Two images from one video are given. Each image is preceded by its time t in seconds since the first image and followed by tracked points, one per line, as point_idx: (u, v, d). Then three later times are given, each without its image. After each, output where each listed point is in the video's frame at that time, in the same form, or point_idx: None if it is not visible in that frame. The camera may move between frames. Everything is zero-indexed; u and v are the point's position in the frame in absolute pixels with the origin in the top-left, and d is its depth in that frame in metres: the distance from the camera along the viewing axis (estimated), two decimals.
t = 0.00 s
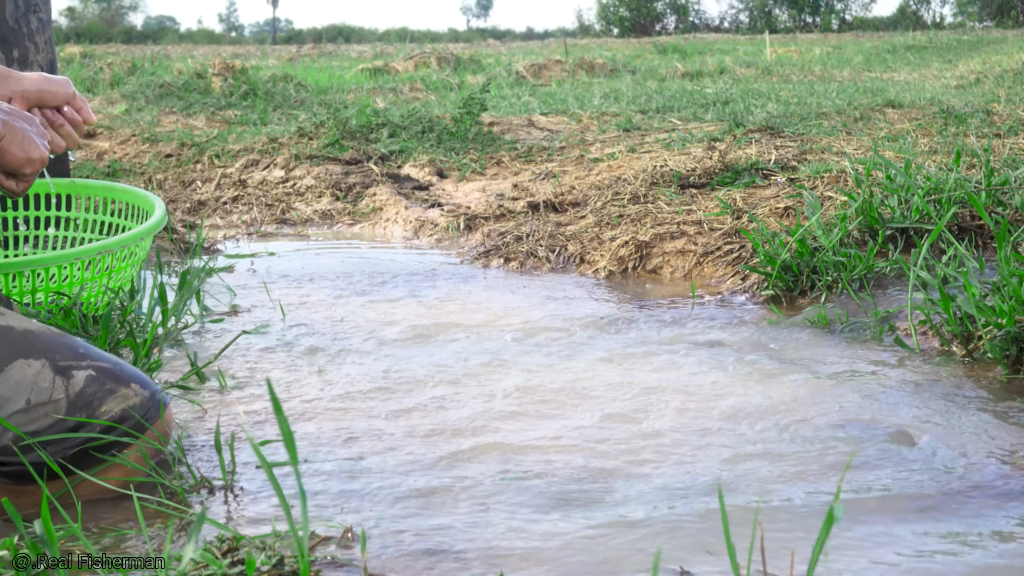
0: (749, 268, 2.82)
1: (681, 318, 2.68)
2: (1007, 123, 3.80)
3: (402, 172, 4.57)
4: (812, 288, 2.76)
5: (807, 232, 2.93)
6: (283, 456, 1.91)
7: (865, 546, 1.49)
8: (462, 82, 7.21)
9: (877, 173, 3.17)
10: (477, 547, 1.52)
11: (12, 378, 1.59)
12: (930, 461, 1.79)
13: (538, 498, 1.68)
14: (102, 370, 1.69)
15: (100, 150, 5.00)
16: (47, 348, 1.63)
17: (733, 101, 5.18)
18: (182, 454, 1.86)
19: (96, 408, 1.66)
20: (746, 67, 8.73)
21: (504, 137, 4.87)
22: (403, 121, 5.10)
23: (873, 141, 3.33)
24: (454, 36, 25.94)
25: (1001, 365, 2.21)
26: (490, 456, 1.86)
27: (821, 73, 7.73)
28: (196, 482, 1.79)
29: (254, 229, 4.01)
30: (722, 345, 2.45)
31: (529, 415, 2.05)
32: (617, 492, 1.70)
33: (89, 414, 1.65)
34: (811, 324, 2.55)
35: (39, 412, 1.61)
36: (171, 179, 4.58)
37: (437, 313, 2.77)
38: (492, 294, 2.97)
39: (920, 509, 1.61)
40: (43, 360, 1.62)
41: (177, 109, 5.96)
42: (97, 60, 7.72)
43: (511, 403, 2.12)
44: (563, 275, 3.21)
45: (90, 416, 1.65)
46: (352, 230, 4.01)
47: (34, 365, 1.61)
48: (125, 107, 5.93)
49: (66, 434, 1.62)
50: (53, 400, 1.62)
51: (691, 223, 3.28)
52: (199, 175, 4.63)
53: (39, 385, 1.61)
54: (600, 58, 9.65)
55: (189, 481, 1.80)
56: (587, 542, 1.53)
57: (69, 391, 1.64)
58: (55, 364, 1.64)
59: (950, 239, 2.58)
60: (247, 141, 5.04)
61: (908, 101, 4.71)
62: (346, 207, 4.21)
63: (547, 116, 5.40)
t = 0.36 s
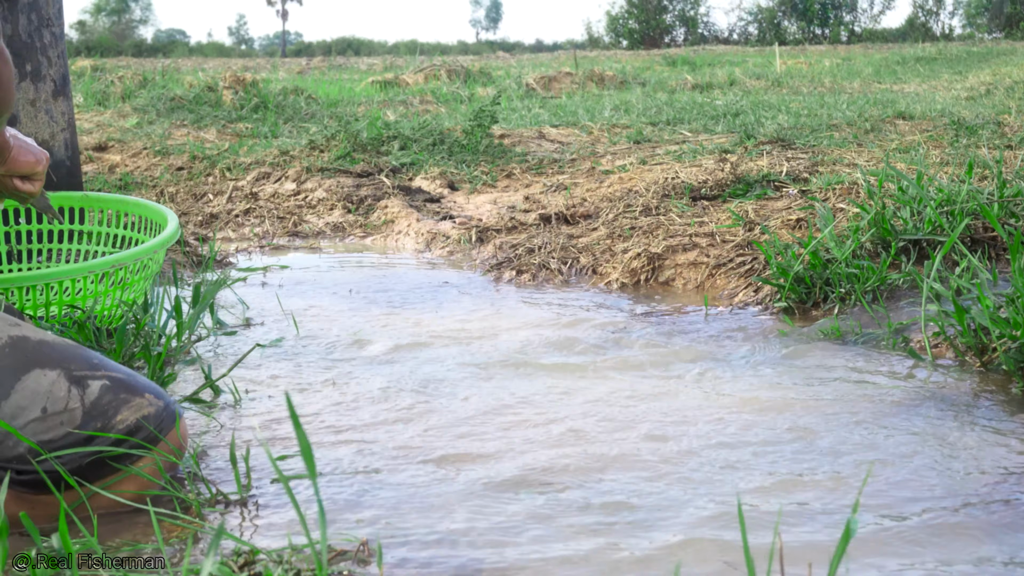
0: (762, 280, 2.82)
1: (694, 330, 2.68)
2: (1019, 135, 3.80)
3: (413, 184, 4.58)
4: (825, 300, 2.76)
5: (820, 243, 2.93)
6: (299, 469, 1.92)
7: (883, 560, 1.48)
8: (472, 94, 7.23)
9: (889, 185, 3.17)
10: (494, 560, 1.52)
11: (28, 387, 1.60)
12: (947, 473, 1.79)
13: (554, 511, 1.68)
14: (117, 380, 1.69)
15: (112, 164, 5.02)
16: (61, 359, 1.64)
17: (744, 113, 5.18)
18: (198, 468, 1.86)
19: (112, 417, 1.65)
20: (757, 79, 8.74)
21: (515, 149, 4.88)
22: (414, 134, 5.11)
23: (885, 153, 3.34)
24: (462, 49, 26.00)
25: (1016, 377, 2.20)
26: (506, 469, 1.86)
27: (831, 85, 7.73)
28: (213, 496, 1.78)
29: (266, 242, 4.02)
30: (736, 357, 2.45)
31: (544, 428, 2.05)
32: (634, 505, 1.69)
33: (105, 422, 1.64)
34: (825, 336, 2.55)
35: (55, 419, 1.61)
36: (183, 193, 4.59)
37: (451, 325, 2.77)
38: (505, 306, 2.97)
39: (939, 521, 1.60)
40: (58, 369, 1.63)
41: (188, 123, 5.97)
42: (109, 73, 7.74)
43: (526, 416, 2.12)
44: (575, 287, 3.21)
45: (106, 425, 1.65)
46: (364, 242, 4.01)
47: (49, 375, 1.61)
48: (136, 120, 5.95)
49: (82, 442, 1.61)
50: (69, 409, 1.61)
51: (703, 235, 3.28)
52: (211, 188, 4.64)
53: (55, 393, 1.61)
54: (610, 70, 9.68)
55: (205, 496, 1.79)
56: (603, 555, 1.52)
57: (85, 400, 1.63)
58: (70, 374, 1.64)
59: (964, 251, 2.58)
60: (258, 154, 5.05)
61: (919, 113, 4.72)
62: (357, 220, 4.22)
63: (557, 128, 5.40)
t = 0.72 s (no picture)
0: (771, 287, 2.82)
1: (704, 337, 2.68)
2: None
3: (422, 191, 4.59)
4: (834, 306, 2.77)
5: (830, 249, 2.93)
6: (310, 475, 1.92)
7: (894, 567, 1.47)
8: (481, 101, 7.24)
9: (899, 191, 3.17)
10: (504, 568, 1.51)
11: (38, 394, 1.60)
12: (959, 481, 1.78)
13: (564, 519, 1.67)
14: (127, 386, 1.69)
15: (121, 170, 5.03)
16: (71, 366, 1.64)
17: (752, 119, 5.19)
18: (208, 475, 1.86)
19: (123, 423, 1.66)
20: (765, 84, 8.75)
21: (524, 155, 4.89)
22: (423, 141, 5.12)
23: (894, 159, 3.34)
24: (470, 55, 26.05)
25: None
26: (515, 476, 1.85)
27: (839, 91, 7.73)
28: (224, 502, 1.78)
29: (275, 248, 4.03)
30: (746, 363, 2.45)
31: (555, 436, 2.05)
32: (644, 512, 1.68)
33: (115, 428, 1.65)
34: (835, 342, 2.55)
35: (65, 426, 1.61)
36: (193, 199, 4.60)
37: (461, 332, 2.78)
38: (514, 312, 2.98)
39: (951, 530, 1.59)
40: (69, 376, 1.63)
41: (197, 129, 5.99)
42: (118, 80, 7.76)
43: (536, 422, 2.12)
44: (585, 293, 3.22)
45: (117, 431, 1.65)
46: (373, 249, 4.02)
47: (60, 382, 1.62)
48: (145, 127, 5.96)
49: (93, 448, 1.61)
50: (79, 415, 1.62)
51: (713, 241, 3.28)
52: (220, 195, 4.66)
53: (66, 399, 1.61)
54: (617, 77, 9.70)
55: (216, 501, 1.79)
56: (614, 564, 1.51)
57: (95, 406, 1.64)
58: (80, 381, 1.64)
59: (973, 257, 2.58)
60: (267, 160, 5.07)
61: (928, 119, 4.72)
62: (366, 226, 4.23)
63: (566, 135, 5.41)
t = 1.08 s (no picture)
0: (784, 288, 2.82)
1: (717, 339, 2.67)
2: None
3: (433, 191, 4.59)
4: (847, 307, 2.76)
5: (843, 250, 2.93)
6: (324, 473, 1.92)
7: (912, 563, 1.46)
8: (491, 101, 7.25)
9: (911, 192, 3.17)
10: (519, 568, 1.50)
11: (55, 391, 1.58)
12: (976, 481, 1.76)
13: (579, 519, 1.66)
14: (141, 384, 1.68)
15: (132, 171, 5.04)
16: (88, 363, 1.62)
17: (763, 120, 5.18)
18: (222, 473, 1.85)
19: (138, 420, 1.65)
20: (775, 86, 8.75)
21: (535, 156, 4.89)
22: (434, 141, 5.12)
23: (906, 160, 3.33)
24: (478, 56, 26.09)
25: None
26: (530, 477, 1.85)
27: (850, 91, 7.73)
28: (238, 502, 1.77)
29: (287, 249, 4.03)
30: (759, 365, 2.45)
31: (569, 437, 2.04)
32: (659, 513, 1.67)
33: (131, 426, 1.64)
34: (848, 344, 2.54)
35: (82, 423, 1.60)
36: (204, 200, 4.60)
37: (474, 332, 2.77)
38: (526, 313, 2.98)
39: (969, 527, 1.58)
40: (85, 373, 1.61)
41: (208, 130, 6.00)
42: (128, 81, 7.78)
43: (549, 423, 2.12)
44: (597, 294, 3.22)
45: (132, 428, 1.65)
46: (384, 249, 4.03)
47: (77, 379, 1.60)
48: (156, 127, 5.97)
49: (111, 446, 1.60)
50: (96, 412, 1.61)
51: (725, 242, 3.29)
52: (231, 195, 4.66)
53: (84, 397, 1.59)
54: (628, 78, 9.71)
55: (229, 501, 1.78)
56: (630, 564, 1.50)
57: (111, 404, 1.63)
58: (96, 378, 1.62)
59: (987, 259, 2.57)
60: (278, 161, 5.07)
61: (940, 121, 4.71)
62: (378, 227, 4.23)
63: (576, 135, 5.41)
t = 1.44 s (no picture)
0: (805, 287, 2.82)
1: (738, 338, 2.66)
2: None
3: (452, 190, 4.60)
4: (869, 307, 2.76)
5: (864, 249, 2.92)
6: (348, 467, 1.92)
7: (938, 550, 1.44)
8: (509, 100, 7.26)
9: (933, 192, 3.16)
10: (540, 552, 1.48)
11: (78, 394, 1.55)
12: (1002, 472, 1.75)
13: (601, 506, 1.65)
14: (165, 386, 1.64)
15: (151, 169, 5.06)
16: (110, 365, 1.59)
17: (782, 119, 5.17)
18: (245, 471, 1.84)
19: (162, 423, 1.62)
20: (794, 84, 8.74)
21: (553, 154, 4.89)
22: (452, 140, 5.13)
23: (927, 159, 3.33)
24: (493, 55, 26.11)
25: None
26: (552, 469, 1.83)
27: (869, 90, 7.72)
28: (263, 501, 1.76)
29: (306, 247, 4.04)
30: (781, 363, 2.45)
31: (591, 433, 2.03)
32: (682, 501, 1.66)
33: (155, 428, 1.61)
34: (870, 343, 2.54)
35: (106, 426, 1.56)
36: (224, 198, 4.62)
37: (494, 331, 2.77)
38: (547, 312, 2.98)
39: (996, 517, 1.56)
40: (108, 376, 1.58)
41: (227, 129, 6.02)
42: (148, 80, 7.82)
43: (571, 419, 2.12)
44: (617, 293, 3.22)
45: (156, 431, 1.61)
46: (404, 247, 4.03)
47: (100, 382, 1.57)
48: (175, 126, 6.00)
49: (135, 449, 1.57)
50: (120, 415, 1.57)
51: (745, 241, 3.28)
52: (251, 194, 4.68)
53: (107, 399, 1.56)
54: (646, 78, 9.72)
55: (254, 498, 1.77)
56: (652, 546, 1.49)
57: (135, 407, 1.59)
58: (120, 381, 1.59)
59: (1010, 257, 2.56)
60: (297, 159, 5.09)
61: (960, 120, 4.69)
62: (397, 225, 4.24)
63: (595, 134, 5.41)
